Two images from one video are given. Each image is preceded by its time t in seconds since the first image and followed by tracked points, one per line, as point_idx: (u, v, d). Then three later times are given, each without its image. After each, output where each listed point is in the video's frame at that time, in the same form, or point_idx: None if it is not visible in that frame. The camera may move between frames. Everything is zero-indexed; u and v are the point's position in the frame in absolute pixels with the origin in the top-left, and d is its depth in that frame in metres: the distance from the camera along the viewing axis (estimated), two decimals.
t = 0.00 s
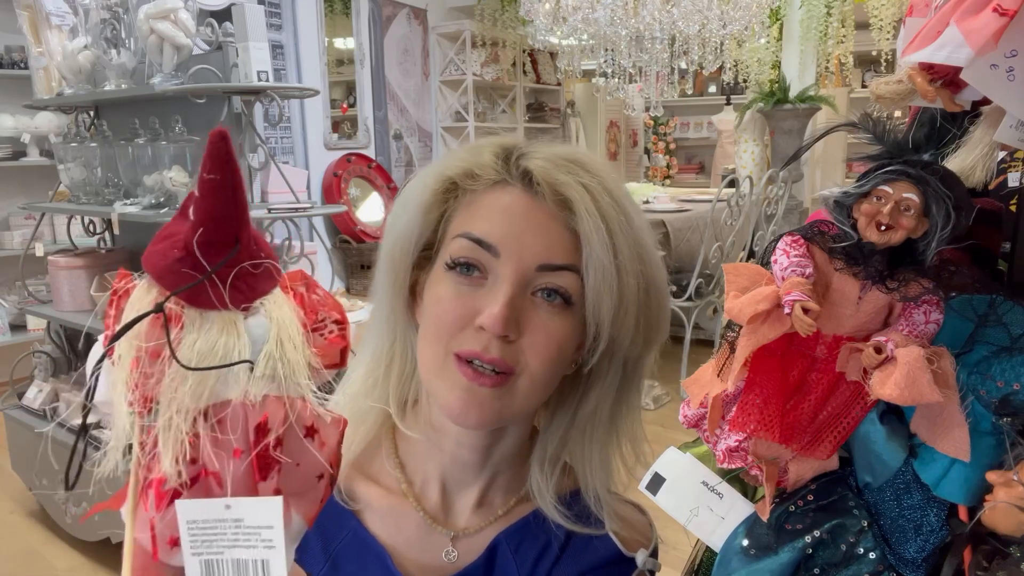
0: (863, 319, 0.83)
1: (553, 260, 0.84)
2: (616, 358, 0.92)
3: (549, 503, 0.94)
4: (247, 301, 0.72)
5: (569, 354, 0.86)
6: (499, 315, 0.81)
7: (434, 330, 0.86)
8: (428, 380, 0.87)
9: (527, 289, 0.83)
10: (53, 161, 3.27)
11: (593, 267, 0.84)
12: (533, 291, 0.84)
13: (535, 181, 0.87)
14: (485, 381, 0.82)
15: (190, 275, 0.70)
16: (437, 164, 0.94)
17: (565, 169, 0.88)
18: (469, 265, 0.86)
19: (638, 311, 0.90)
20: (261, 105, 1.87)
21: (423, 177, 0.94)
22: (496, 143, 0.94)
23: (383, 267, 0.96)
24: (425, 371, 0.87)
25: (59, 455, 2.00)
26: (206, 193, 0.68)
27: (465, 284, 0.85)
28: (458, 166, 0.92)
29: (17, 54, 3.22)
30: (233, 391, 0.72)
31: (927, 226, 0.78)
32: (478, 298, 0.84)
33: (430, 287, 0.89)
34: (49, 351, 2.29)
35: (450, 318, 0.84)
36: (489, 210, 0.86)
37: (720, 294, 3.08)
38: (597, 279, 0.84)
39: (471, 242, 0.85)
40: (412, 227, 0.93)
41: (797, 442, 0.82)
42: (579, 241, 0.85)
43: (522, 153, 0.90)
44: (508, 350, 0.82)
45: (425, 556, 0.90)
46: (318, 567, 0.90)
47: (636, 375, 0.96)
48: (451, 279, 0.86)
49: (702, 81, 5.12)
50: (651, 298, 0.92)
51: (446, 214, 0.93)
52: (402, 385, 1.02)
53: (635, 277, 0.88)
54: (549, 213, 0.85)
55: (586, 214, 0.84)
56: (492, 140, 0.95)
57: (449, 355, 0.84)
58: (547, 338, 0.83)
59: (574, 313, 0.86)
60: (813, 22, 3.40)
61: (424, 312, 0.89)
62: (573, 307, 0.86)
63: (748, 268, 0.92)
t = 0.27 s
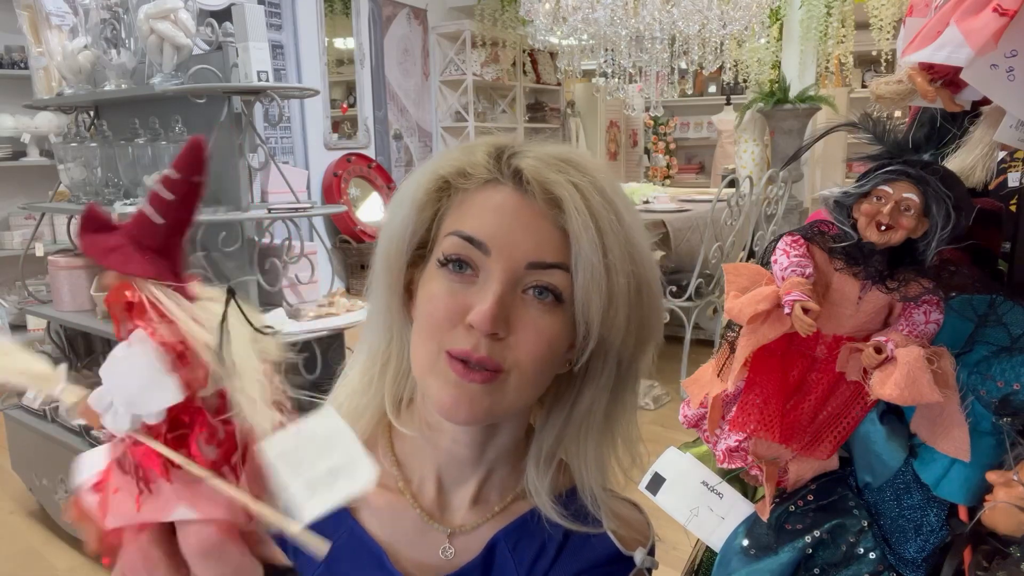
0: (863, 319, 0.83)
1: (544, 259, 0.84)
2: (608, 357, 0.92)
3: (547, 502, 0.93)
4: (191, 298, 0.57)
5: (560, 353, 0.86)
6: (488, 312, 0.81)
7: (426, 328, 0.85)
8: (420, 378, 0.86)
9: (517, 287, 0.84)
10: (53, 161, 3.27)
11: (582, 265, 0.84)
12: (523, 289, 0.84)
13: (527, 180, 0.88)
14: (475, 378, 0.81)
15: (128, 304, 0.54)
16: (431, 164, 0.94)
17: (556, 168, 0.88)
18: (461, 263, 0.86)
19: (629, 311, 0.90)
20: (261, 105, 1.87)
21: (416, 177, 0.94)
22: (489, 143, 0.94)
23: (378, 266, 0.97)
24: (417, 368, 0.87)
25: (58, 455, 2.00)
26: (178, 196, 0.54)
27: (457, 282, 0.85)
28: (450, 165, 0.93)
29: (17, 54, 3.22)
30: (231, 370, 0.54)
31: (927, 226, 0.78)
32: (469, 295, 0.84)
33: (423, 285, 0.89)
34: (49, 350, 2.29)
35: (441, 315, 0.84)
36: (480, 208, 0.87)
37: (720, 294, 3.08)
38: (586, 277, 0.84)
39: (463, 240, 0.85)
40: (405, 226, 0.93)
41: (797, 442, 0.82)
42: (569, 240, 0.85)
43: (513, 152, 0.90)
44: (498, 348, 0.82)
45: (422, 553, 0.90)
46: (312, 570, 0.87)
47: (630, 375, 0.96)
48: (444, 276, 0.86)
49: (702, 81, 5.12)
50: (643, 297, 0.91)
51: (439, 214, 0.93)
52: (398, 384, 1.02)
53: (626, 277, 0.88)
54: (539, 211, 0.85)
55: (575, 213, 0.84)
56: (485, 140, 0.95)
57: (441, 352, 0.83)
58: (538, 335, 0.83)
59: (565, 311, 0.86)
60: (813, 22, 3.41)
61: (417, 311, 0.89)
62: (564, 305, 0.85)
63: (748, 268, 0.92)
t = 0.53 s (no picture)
0: (863, 319, 0.83)
1: (521, 260, 0.83)
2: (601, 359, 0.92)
3: (549, 500, 0.93)
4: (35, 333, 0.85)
5: (542, 354, 0.85)
6: (464, 313, 0.82)
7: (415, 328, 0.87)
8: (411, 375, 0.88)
9: (496, 288, 0.84)
10: (53, 161, 3.27)
11: (555, 267, 0.82)
12: (503, 290, 0.84)
13: (505, 181, 0.86)
14: (457, 376, 0.82)
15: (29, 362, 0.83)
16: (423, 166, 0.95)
17: (536, 168, 0.86)
18: (446, 264, 0.87)
19: (614, 312, 0.88)
20: (261, 105, 1.87)
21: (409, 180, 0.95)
22: (479, 143, 0.93)
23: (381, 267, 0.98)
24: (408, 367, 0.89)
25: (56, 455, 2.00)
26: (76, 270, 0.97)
27: (440, 283, 0.86)
28: (439, 167, 0.93)
29: (17, 54, 3.22)
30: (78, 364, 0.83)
31: (927, 226, 0.78)
32: (451, 296, 0.85)
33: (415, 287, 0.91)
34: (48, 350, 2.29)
35: (425, 315, 0.85)
36: (461, 211, 0.87)
37: (720, 294, 3.08)
38: (560, 280, 0.82)
39: (445, 243, 0.86)
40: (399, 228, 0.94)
41: (797, 442, 0.82)
42: (542, 241, 0.83)
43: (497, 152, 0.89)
44: (477, 348, 0.83)
45: (423, 551, 0.90)
46: (317, 564, 0.89)
47: (634, 375, 0.94)
48: (430, 276, 0.88)
49: (702, 81, 5.12)
50: (630, 296, 0.89)
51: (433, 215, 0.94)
52: (402, 382, 1.01)
53: (608, 277, 0.85)
54: (516, 213, 0.84)
55: (549, 214, 0.82)
56: (476, 140, 0.94)
57: (428, 352, 0.85)
58: (516, 336, 0.83)
59: (546, 313, 0.85)
60: (813, 22, 3.41)
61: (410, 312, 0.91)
62: (544, 306, 0.85)
63: (747, 268, 0.92)
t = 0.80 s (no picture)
0: (863, 319, 0.83)
1: (495, 250, 0.83)
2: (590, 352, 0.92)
3: (547, 500, 0.93)
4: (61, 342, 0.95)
5: (519, 346, 0.84)
6: (440, 300, 0.82)
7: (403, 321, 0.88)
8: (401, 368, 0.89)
9: (473, 279, 0.84)
10: (53, 161, 3.27)
11: (526, 254, 0.81)
12: (480, 281, 0.84)
13: (484, 173, 0.87)
14: (433, 366, 0.83)
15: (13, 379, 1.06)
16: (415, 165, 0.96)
17: (513, 161, 0.86)
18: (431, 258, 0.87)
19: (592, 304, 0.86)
20: (261, 105, 1.87)
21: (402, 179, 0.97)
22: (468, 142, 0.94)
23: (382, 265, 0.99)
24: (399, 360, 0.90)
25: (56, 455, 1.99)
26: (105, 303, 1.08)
27: (426, 275, 0.87)
28: (426, 164, 0.94)
29: (17, 54, 3.22)
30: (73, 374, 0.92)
31: (927, 226, 0.78)
32: (432, 288, 0.85)
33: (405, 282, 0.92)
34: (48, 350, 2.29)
35: (407, 307, 0.86)
36: (443, 204, 0.88)
37: (720, 294, 3.08)
38: (531, 268, 0.81)
39: (428, 236, 0.87)
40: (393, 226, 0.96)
41: (797, 442, 0.82)
42: (513, 230, 0.83)
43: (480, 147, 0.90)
44: (453, 336, 0.83)
45: (422, 550, 0.90)
46: (319, 561, 0.89)
47: (626, 371, 0.95)
48: (417, 270, 0.89)
49: (702, 81, 5.13)
50: (606, 287, 0.85)
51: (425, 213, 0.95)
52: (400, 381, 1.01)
53: (582, 267, 0.84)
54: (491, 204, 0.84)
55: (521, 202, 0.82)
56: (466, 139, 0.95)
57: (410, 343, 0.85)
58: (492, 325, 0.83)
59: (522, 305, 0.84)
60: (813, 22, 3.41)
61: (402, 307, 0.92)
62: (521, 296, 0.84)
63: (748, 268, 0.92)
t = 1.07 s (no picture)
0: (863, 319, 0.83)
1: (480, 247, 0.83)
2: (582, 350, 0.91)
3: (547, 498, 0.93)
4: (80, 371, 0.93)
5: (509, 343, 0.84)
6: (430, 298, 0.82)
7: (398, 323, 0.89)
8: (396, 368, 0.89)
9: (462, 277, 0.84)
10: (53, 161, 3.27)
11: (509, 250, 0.82)
12: (469, 278, 0.84)
13: (467, 172, 0.88)
14: (423, 367, 0.83)
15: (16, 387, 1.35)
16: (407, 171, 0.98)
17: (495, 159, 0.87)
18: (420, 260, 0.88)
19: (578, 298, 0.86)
20: (261, 105, 1.87)
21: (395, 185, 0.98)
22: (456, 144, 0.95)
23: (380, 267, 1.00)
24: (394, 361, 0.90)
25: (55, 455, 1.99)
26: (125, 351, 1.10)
27: (417, 277, 0.87)
28: (416, 168, 0.95)
29: (17, 54, 3.22)
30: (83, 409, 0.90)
31: (927, 226, 0.78)
32: (422, 288, 0.86)
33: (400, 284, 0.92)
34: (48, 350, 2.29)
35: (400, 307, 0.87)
36: (431, 204, 0.89)
37: (720, 294, 3.08)
38: (514, 263, 0.82)
39: (416, 237, 0.88)
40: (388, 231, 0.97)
41: (797, 442, 0.82)
42: (496, 225, 0.83)
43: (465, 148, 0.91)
44: (446, 334, 0.83)
45: (422, 549, 0.90)
46: (320, 560, 0.89)
47: (622, 366, 0.95)
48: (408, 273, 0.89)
49: (702, 81, 5.12)
50: (592, 281, 0.85)
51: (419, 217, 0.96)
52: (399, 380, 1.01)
53: (565, 260, 0.83)
54: (475, 202, 0.85)
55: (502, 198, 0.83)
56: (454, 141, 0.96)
57: (405, 343, 0.85)
58: (483, 322, 0.83)
59: (509, 301, 0.84)
60: (813, 22, 3.41)
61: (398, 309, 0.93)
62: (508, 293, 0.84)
63: (748, 268, 0.92)
